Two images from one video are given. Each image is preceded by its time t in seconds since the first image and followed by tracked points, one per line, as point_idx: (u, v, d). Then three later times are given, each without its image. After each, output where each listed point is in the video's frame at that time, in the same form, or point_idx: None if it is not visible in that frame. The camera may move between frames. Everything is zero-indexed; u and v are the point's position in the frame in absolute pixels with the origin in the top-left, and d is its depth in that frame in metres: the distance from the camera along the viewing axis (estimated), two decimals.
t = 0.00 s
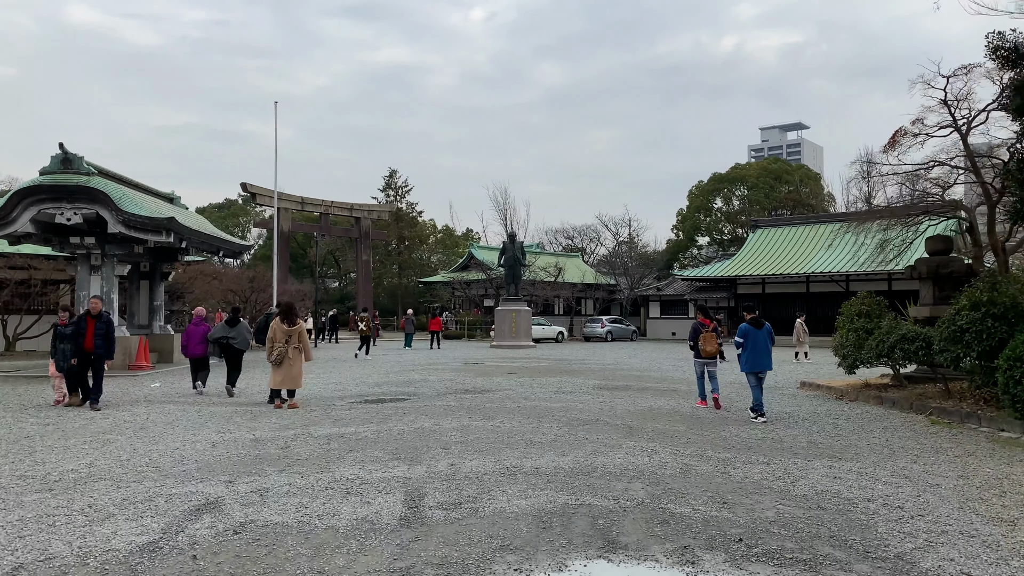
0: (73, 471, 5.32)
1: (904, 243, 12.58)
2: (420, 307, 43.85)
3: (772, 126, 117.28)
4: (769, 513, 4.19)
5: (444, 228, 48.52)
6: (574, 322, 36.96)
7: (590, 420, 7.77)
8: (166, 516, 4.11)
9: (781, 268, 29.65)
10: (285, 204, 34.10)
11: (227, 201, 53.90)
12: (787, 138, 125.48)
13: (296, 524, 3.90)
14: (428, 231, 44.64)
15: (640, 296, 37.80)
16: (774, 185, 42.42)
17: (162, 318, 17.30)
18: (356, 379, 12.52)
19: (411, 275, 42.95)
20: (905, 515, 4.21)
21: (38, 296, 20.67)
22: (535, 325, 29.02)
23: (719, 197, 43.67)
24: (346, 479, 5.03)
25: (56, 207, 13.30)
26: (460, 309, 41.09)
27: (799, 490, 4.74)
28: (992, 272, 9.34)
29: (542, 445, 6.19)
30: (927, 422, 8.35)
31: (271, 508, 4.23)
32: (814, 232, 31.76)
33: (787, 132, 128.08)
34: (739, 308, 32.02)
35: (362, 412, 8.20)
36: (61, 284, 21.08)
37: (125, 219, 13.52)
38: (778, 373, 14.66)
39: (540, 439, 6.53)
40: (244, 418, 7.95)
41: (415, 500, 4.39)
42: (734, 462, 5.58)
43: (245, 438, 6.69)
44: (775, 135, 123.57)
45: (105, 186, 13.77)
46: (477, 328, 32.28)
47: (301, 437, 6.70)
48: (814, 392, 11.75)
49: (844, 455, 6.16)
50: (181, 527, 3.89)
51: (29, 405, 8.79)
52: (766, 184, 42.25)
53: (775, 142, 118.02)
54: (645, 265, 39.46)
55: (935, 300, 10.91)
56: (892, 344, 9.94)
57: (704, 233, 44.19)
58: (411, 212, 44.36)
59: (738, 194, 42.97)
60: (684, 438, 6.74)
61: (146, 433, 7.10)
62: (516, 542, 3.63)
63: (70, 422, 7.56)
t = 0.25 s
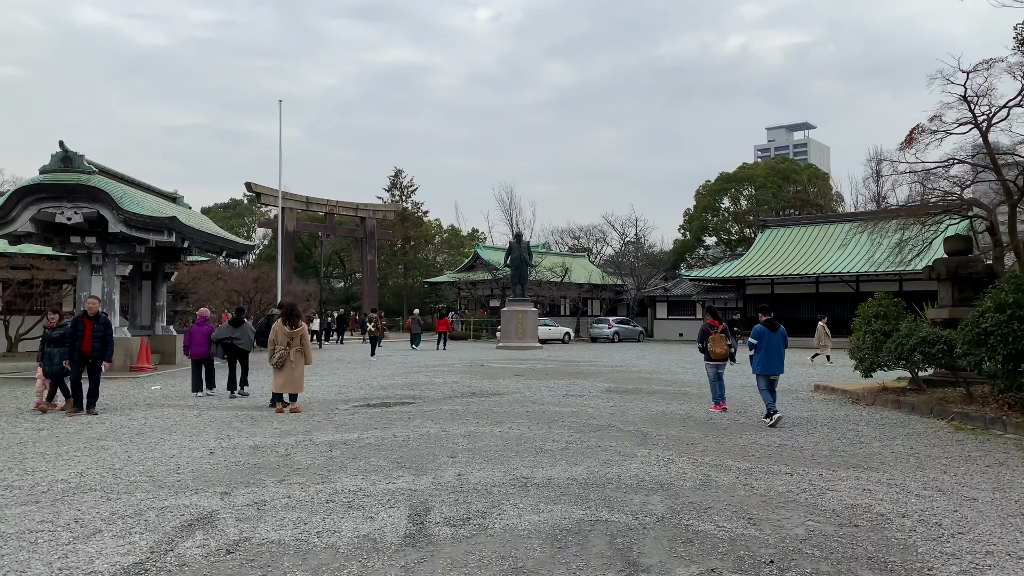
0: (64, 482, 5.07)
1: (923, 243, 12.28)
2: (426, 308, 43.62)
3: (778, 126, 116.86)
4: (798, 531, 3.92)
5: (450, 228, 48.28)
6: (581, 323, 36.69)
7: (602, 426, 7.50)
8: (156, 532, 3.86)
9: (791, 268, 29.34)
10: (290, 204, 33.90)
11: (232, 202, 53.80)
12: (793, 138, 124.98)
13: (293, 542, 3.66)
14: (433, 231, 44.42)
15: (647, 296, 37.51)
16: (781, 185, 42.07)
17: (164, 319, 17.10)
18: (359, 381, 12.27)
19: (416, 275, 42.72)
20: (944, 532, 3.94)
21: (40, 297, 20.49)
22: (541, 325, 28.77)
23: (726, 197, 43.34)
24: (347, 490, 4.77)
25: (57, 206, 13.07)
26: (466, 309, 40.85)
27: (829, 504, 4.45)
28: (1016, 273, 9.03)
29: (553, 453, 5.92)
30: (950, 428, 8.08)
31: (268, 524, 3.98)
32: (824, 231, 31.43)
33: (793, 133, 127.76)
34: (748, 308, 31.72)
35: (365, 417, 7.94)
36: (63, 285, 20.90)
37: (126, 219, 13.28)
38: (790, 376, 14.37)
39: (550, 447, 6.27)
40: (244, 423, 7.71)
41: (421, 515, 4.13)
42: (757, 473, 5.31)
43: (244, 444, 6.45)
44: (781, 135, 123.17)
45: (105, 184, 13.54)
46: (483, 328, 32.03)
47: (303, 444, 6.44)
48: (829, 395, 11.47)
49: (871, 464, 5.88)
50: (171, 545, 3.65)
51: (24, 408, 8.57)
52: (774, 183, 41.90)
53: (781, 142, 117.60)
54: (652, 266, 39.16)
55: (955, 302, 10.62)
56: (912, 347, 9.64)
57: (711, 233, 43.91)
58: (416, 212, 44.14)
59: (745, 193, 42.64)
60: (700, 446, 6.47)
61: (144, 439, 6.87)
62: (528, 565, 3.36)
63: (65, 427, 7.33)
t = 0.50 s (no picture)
0: (57, 487, 4.86)
1: (946, 242, 11.91)
2: (435, 308, 43.43)
3: (791, 126, 116.07)
4: (836, 545, 3.65)
5: (460, 228, 48.07)
6: (592, 323, 36.41)
7: (619, 430, 7.23)
8: (148, 545, 3.62)
9: (806, 268, 28.97)
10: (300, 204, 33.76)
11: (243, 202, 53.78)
12: (805, 138, 124.11)
13: (294, 556, 3.41)
14: (443, 230, 44.21)
15: (659, 296, 37.18)
16: (794, 184, 41.62)
17: (172, 318, 16.93)
18: (368, 382, 12.04)
19: (426, 275, 42.52)
20: (994, 549, 3.65)
21: (48, 296, 20.40)
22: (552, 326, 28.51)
23: (739, 196, 42.94)
24: (353, 499, 4.53)
25: (62, 203, 12.90)
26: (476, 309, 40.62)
27: (865, 517, 4.17)
28: None
29: (568, 459, 5.66)
30: (980, 433, 7.76)
31: (268, 536, 3.74)
32: (840, 231, 31.03)
33: (805, 133, 126.88)
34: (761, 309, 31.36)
35: (373, 420, 7.71)
36: (72, 283, 20.80)
37: (132, 217, 13.08)
38: (808, 378, 14.05)
39: (566, 452, 6.00)
40: (248, 425, 7.48)
41: (430, 527, 3.88)
42: (784, 482, 5.03)
43: (248, 448, 6.22)
44: (793, 135, 122.37)
45: (112, 182, 13.35)
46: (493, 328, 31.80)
47: (308, 447, 6.20)
48: (850, 398, 11.16)
49: (904, 472, 5.58)
50: (163, 559, 3.41)
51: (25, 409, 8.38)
52: (787, 183, 41.46)
53: (794, 142, 116.83)
54: (664, 266, 38.82)
55: (981, 302, 10.29)
56: (938, 349, 9.33)
57: (723, 233, 43.51)
58: (426, 212, 43.94)
59: (758, 193, 42.22)
60: (722, 452, 6.20)
61: (144, 441, 6.64)
62: None
63: (65, 428, 7.13)
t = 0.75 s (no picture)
0: (64, 499, 4.68)
1: (981, 244, 11.52)
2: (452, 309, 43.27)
3: (810, 126, 115.01)
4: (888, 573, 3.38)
5: (478, 229, 47.90)
6: (610, 325, 36.10)
7: (645, 440, 6.96)
8: (154, 566, 3.42)
9: (829, 270, 28.52)
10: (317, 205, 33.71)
11: (261, 203, 53.94)
12: (825, 138, 122.92)
13: None
14: (460, 232, 44.05)
15: (678, 298, 36.82)
16: (816, 185, 41.05)
17: (189, 320, 16.84)
18: (384, 386, 11.85)
19: (443, 277, 42.38)
20: None
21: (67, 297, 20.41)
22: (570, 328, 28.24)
23: (759, 197, 42.44)
24: (370, 514, 4.31)
25: (79, 204, 12.81)
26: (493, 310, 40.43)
27: (916, 540, 3.90)
28: None
29: (594, 471, 5.42)
30: None
31: (280, 557, 3.53)
32: (864, 232, 30.53)
33: (825, 133, 125.65)
34: (782, 311, 30.92)
35: (391, 426, 7.49)
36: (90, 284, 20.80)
37: (149, 218, 12.95)
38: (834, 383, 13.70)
39: (592, 465, 5.75)
40: (262, 431, 7.28)
41: (453, 548, 3.65)
42: (824, 498, 4.76)
43: (262, 457, 6.02)
44: (813, 135, 121.29)
45: (128, 182, 13.24)
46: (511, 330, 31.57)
47: (325, 456, 6.00)
48: (880, 404, 10.82)
49: (949, 487, 5.28)
50: None
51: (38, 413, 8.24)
52: (808, 183, 40.92)
53: (813, 143, 115.75)
54: (683, 267, 38.43)
55: (1018, 306, 9.92)
56: (974, 355, 8.99)
57: (743, 234, 43.03)
58: (443, 213, 43.81)
59: (779, 194, 41.71)
60: (754, 465, 5.92)
61: (156, 449, 6.46)
62: None
63: (77, 435, 6.97)
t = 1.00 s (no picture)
0: (87, 501, 4.53)
1: None
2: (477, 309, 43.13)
3: (837, 126, 113.47)
4: None
5: (502, 229, 47.71)
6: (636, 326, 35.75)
7: (683, 444, 6.69)
8: None
9: (862, 270, 27.96)
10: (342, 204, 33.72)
11: (287, 204, 54.24)
12: (853, 137, 121.19)
13: None
14: (485, 232, 43.90)
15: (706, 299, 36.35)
16: (846, 185, 40.35)
17: (216, 319, 16.82)
18: (411, 386, 11.68)
19: (467, 277, 42.25)
20: None
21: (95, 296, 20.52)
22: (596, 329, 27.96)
23: (788, 196, 41.83)
24: (402, 521, 4.10)
25: (107, 203, 12.79)
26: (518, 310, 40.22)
27: (988, 556, 3.61)
28: None
29: (633, 478, 5.17)
30: None
31: (309, 567, 3.33)
32: (898, 232, 29.89)
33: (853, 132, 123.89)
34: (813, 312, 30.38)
35: (419, 428, 7.29)
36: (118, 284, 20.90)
37: (176, 216, 12.89)
38: (872, 385, 13.30)
39: (630, 471, 5.50)
40: (288, 432, 7.12)
41: (490, 561, 3.44)
42: (881, 509, 4.47)
43: (289, 459, 5.85)
44: (841, 134, 119.67)
45: (155, 181, 13.19)
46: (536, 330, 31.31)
47: (353, 459, 5.81)
48: (922, 408, 10.44)
49: (1014, 498, 4.97)
50: None
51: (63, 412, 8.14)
52: (838, 183, 40.23)
53: (841, 142, 114.17)
54: (710, 268, 37.95)
55: None
56: None
57: (772, 235, 42.44)
58: (468, 213, 43.68)
59: (808, 193, 41.08)
60: (800, 471, 5.64)
61: (180, 449, 6.31)
62: None
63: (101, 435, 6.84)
